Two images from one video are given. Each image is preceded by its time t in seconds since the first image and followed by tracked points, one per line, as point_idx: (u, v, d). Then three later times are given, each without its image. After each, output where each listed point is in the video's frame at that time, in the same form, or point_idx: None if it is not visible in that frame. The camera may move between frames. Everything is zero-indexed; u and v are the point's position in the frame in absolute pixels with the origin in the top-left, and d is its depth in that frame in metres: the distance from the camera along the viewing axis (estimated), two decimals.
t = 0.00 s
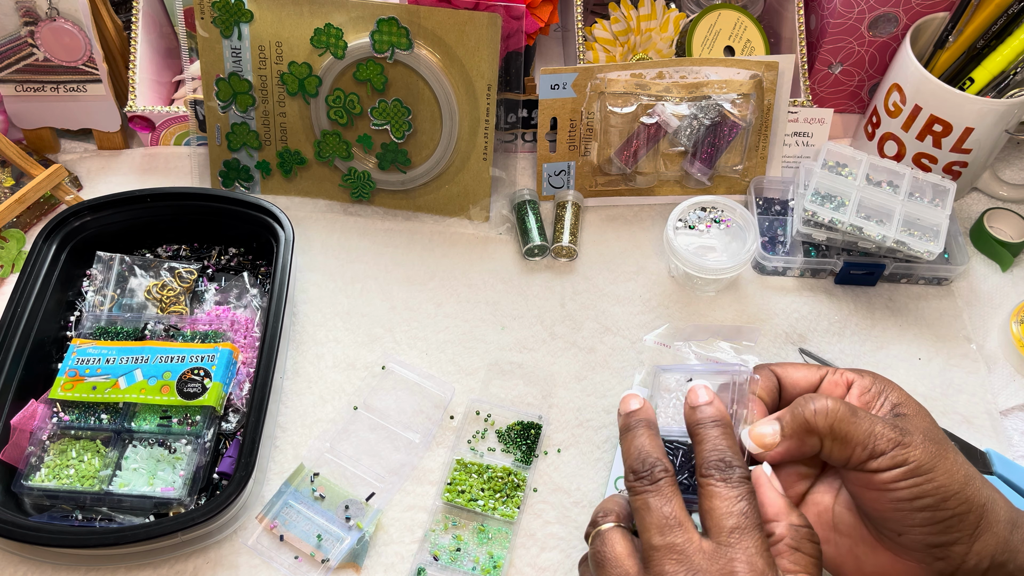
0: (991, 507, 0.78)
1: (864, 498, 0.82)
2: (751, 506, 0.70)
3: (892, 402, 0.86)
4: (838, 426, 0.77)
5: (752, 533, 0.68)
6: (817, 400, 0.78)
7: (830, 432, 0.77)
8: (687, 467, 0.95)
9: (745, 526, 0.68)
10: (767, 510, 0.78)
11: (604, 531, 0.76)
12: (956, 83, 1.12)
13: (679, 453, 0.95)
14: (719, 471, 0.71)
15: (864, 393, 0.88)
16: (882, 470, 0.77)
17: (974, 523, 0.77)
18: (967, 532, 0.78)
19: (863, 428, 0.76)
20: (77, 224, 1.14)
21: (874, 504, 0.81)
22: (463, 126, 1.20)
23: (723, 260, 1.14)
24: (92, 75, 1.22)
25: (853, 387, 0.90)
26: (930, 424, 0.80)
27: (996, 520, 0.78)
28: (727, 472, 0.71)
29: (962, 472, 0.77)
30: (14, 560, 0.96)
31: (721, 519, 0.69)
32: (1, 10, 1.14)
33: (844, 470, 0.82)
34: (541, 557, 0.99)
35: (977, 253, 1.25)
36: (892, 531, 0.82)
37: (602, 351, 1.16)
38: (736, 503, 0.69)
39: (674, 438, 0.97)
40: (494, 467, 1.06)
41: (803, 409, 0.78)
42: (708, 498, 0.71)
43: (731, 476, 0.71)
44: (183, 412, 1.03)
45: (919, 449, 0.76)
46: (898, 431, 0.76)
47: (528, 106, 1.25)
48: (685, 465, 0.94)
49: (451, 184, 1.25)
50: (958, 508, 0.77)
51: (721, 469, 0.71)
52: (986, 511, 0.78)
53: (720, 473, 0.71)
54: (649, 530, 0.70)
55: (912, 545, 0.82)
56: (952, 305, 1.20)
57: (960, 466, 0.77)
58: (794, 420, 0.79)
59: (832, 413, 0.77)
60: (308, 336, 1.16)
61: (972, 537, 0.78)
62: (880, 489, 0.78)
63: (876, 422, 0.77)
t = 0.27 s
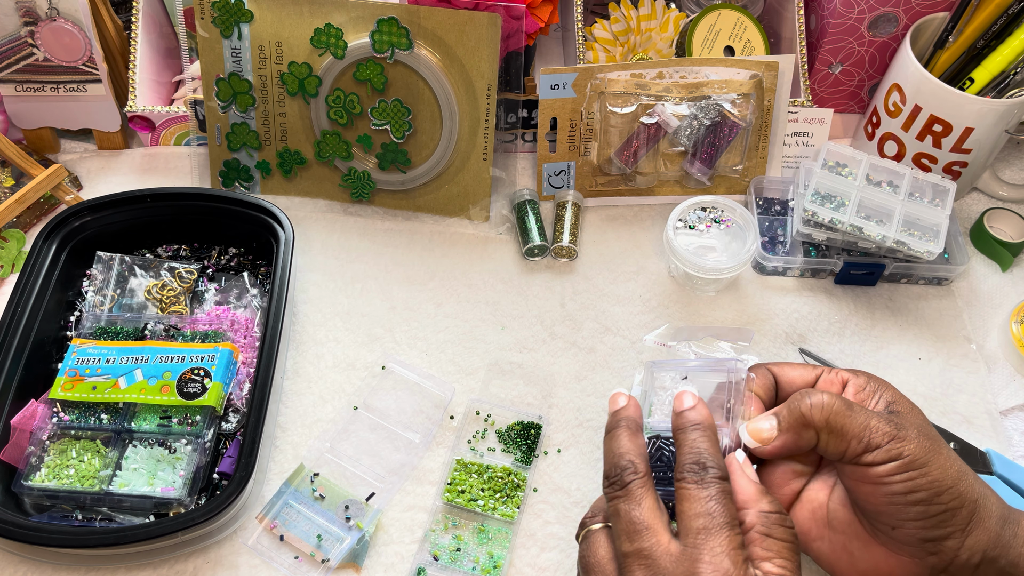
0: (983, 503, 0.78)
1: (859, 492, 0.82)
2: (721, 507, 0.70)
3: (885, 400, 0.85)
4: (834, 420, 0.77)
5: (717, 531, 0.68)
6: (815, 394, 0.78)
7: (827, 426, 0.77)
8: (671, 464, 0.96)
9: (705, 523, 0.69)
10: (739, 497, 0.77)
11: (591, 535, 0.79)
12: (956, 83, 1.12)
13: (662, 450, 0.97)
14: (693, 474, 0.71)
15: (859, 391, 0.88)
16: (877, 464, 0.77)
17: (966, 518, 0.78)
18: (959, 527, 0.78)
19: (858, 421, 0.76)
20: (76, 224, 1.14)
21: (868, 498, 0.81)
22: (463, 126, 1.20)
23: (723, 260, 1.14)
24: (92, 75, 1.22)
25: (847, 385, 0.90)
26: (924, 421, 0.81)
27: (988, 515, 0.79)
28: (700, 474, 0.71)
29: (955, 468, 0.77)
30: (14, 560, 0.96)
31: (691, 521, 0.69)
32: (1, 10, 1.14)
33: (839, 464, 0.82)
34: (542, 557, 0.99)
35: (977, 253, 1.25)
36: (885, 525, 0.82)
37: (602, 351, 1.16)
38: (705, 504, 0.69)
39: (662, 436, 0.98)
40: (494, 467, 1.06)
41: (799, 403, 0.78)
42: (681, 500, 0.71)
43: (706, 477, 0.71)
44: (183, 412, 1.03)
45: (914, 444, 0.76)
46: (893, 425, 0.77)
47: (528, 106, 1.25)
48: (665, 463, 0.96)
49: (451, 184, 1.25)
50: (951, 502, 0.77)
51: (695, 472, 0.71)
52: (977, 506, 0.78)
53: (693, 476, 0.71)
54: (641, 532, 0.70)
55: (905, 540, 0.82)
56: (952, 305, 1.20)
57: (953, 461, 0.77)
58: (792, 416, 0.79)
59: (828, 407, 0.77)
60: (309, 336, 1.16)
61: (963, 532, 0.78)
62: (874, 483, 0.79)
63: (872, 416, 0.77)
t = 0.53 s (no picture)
0: (980, 503, 0.78)
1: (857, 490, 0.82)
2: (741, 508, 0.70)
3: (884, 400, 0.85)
4: (835, 417, 0.78)
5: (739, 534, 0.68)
6: (817, 391, 0.79)
7: (829, 422, 0.79)
8: (673, 457, 0.94)
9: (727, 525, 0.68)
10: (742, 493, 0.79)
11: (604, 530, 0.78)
12: (956, 83, 1.12)
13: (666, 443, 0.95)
14: (703, 475, 0.71)
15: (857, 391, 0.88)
16: (876, 461, 0.77)
17: (962, 518, 0.78)
18: (956, 526, 0.78)
19: (859, 418, 0.77)
20: (76, 224, 1.14)
21: (867, 495, 0.81)
22: (463, 126, 1.20)
23: (723, 260, 1.14)
24: (92, 75, 1.22)
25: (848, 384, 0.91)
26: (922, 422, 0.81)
27: (984, 515, 0.79)
28: (711, 474, 0.71)
29: (954, 468, 0.77)
30: (14, 560, 0.96)
31: (704, 523, 0.69)
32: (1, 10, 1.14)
33: (839, 461, 0.82)
34: (542, 557, 0.99)
35: (977, 253, 1.25)
36: (882, 524, 0.82)
37: (602, 351, 1.16)
38: (717, 506, 0.69)
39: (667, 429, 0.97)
40: (494, 467, 1.06)
41: (802, 400, 0.80)
42: (693, 503, 0.71)
43: (716, 479, 0.71)
44: (183, 412, 1.03)
45: (914, 442, 0.77)
46: (894, 423, 0.77)
47: (528, 106, 1.25)
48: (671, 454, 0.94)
49: (451, 184, 1.25)
50: (948, 501, 0.77)
51: (705, 473, 0.71)
52: (974, 506, 0.78)
53: (704, 477, 0.71)
54: (656, 530, 0.70)
55: (902, 539, 0.82)
56: (952, 305, 1.20)
57: (952, 461, 0.78)
58: (793, 412, 0.81)
59: (830, 404, 0.78)
60: (308, 336, 1.16)
61: (960, 531, 0.78)
62: (873, 480, 0.79)
63: (873, 413, 0.78)
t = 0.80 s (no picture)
0: (985, 504, 0.78)
1: (863, 492, 0.81)
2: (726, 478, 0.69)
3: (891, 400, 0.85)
4: (842, 421, 0.77)
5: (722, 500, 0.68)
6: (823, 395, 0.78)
7: (835, 426, 0.77)
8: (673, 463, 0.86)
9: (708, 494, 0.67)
10: (756, 502, 0.77)
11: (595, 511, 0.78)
12: (956, 83, 1.13)
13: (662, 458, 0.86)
14: (695, 446, 0.70)
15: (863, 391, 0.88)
16: (884, 464, 0.77)
17: (968, 519, 0.78)
18: (962, 527, 0.78)
19: (865, 421, 0.76)
20: (76, 224, 1.14)
21: (874, 497, 0.81)
22: (463, 126, 1.20)
23: (723, 260, 1.14)
24: (92, 75, 1.22)
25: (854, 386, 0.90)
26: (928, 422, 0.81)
27: (990, 516, 0.79)
28: (704, 444, 0.70)
29: (960, 470, 0.77)
30: (14, 560, 0.96)
31: (694, 494, 0.68)
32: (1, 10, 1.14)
33: (846, 464, 0.81)
34: (542, 557, 0.99)
35: (977, 253, 1.25)
36: (888, 526, 0.82)
37: (601, 351, 1.16)
38: (708, 477, 0.68)
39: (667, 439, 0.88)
40: (494, 467, 1.06)
41: (807, 404, 0.78)
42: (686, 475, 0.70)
43: (708, 449, 0.70)
44: (183, 412, 1.03)
45: (921, 444, 0.76)
46: (901, 426, 0.77)
47: (528, 106, 1.25)
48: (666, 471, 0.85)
49: (451, 184, 1.25)
50: (955, 503, 0.77)
51: (699, 443, 0.70)
52: (981, 507, 0.78)
53: (698, 448, 0.70)
54: (643, 509, 0.70)
55: (908, 541, 0.81)
56: (952, 305, 1.20)
57: (958, 463, 0.78)
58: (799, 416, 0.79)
59: (836, 408, 0.77)
60: (308, 336, 1.16)
61: (967, 533, 0.78)
62: (880, 483, 0.78)
63: (879, 416, 0.77)
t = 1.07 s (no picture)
0: (977, 500, 0.78)
1: (856, 501, 0.81)
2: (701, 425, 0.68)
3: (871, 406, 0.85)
4: (826, 437, 0.75)
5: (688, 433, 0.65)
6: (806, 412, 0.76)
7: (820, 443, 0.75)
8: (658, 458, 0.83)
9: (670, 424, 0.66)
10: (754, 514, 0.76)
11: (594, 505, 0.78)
12: (956, 83, 1.12)
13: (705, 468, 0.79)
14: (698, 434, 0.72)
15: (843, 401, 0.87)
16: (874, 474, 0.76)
17: (962, 517, 0.78)
18: (956, 527, 0.78)
19: (851, 434, 0.75)
20: (76, 224, 1.14)
21: (868, 506, 0.80)
22: (463, 126, 1.20)
23: (723, 259, 1.14)
24: (92, 75, 1.22)
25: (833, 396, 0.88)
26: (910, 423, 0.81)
27: (983, 511, 0.79)
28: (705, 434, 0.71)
29: (948, 469, 0.77)
30: (14, 560, 0.96)
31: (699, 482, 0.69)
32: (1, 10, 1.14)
33: (836, 476, 0.81)
34: (542, 557, 0.99)
35: (977, 253, 1.25)
36: (885, 531, 0.82)
37: (602, 351, 1.16)
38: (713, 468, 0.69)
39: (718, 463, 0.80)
40: (494, 467, 1.06)
41: (790, 422, 0.75)
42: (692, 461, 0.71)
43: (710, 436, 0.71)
44: (183, 412, 1.03)
45: (907, 449, 0.76)
46: (886, 433, 0.76)
47: (528, 106, 1.25)
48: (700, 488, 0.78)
49: (451, 184, 1.25)
50: (948, 504, 0.77)
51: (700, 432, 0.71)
52: (973, 504, 0.78)
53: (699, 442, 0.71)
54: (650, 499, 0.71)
55: (905, 544, 0.82)
56: (952, 305, 1.20)
57: (946, 463, 0.78)
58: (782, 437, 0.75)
59: (819, 425, 0.74)
60: (308, 336, 1.16)
61: (963, 532, 0.78)
62: (873, 493, 0.78)
63: (862, 427, 0.76)
